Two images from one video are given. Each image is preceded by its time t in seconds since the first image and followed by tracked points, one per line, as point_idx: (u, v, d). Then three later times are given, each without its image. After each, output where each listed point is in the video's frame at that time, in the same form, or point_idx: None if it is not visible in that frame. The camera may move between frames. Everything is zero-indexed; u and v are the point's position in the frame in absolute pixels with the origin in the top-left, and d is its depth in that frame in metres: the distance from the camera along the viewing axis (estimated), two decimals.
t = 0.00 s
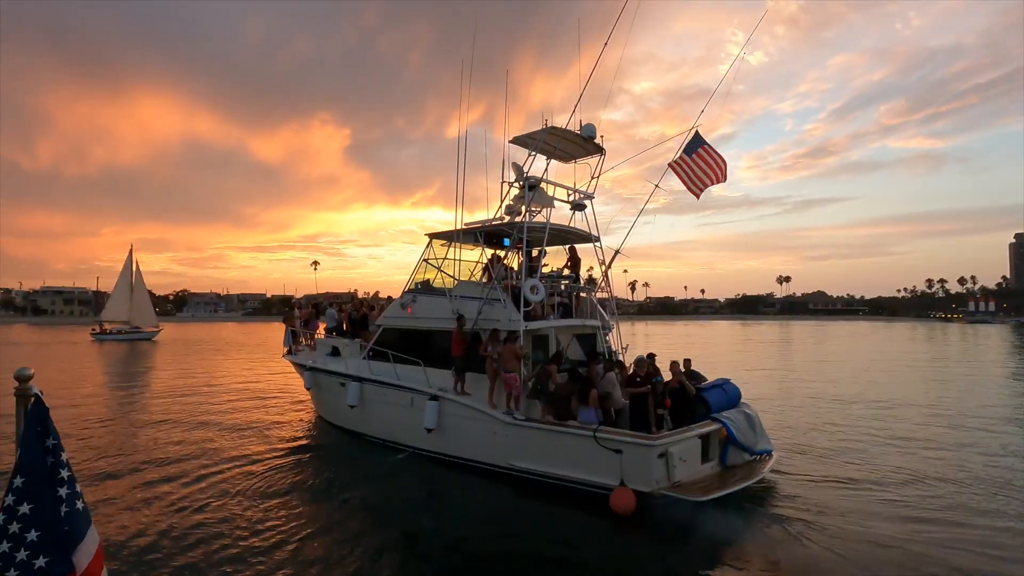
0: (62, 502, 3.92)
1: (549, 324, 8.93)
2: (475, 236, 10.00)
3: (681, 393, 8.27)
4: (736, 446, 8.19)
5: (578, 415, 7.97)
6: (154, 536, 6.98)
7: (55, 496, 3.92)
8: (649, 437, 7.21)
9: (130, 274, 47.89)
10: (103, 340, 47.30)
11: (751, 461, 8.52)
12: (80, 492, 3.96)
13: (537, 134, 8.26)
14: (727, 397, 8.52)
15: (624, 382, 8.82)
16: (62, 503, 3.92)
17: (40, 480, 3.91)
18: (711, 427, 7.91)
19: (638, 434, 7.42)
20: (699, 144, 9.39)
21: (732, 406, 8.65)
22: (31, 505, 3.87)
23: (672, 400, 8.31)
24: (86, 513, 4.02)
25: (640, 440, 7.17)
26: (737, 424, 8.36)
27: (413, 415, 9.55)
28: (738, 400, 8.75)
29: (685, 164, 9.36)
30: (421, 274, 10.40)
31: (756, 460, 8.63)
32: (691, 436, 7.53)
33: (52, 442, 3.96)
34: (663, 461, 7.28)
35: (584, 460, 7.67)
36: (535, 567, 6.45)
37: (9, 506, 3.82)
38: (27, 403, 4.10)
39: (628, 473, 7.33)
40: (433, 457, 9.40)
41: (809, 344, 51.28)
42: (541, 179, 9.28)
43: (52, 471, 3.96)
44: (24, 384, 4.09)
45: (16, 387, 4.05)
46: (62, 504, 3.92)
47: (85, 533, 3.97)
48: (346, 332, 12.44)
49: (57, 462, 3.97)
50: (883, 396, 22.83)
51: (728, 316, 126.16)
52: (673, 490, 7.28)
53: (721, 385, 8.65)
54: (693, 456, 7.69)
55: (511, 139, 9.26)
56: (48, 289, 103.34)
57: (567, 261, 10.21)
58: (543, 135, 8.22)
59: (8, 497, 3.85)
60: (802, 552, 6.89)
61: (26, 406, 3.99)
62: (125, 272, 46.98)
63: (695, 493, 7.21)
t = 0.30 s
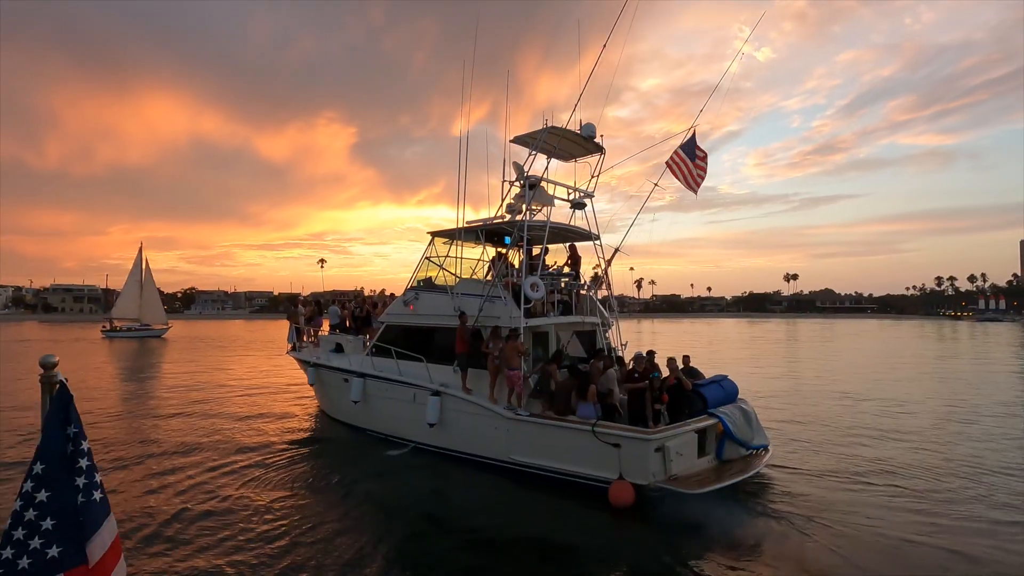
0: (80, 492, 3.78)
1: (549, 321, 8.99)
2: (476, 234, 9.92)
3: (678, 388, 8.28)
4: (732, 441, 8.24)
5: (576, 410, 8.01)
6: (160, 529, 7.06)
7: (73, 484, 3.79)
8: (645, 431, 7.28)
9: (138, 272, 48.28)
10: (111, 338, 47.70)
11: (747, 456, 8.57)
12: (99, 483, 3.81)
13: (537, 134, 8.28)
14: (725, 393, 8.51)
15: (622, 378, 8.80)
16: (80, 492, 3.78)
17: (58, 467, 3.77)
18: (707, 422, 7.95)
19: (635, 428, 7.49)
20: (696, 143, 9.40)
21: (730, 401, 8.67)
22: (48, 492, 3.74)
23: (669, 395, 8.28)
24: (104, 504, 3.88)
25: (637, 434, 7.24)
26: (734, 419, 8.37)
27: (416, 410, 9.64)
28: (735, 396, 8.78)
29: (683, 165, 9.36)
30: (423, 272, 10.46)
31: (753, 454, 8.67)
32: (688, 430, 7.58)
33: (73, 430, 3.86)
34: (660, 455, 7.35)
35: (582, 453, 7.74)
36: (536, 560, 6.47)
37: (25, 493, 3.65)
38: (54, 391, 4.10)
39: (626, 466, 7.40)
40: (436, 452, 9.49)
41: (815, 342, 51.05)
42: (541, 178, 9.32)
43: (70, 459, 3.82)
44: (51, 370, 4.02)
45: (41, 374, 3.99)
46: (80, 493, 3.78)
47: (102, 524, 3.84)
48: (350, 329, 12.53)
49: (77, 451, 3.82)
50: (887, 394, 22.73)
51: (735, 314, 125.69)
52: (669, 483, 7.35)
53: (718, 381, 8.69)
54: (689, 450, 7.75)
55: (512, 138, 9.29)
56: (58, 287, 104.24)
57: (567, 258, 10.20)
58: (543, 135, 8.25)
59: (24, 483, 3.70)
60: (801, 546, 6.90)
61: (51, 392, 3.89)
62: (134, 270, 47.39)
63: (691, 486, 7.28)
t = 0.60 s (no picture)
0: (136, 474, 3.86)
1: (552, 318, 9.05)
2: (481, 233, 10.01)
3: (679, 384, 8.31)
4: (732, 436, 8.28)
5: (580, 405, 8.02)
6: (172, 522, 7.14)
7: (130, 467, 3.86)
8: (646, 425, 7.33)
9: (150, 271, 48.82)
10: (123, 335, 48.28)
11: (747, 451, 8.60)
12: (156, 466, 3.90)
13: (541, 134, 8.30)
14: (726, 388, 8.62)
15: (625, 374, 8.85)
16: (137, 474, 3.85)
17: (118, 450, 3.85)
18: (708, 417, 7.99)
19: (637, 422, 7.55)
20: (698, 143, 9.40)
21: (730, 397, 8.72)
22: (107, 474, 3.80)
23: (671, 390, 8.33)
24: (159, 487, 3.98)
25: (638, 428, 7.30)
26: (734, 414, 8.41)
27: (422, 405, 9.71)
28: (736, 392, 8.83)
29: (684, 165, 9.36)
30: (428, 270, 10.53)
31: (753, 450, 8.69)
32: (689, 424, 7.63)
33: (131, 413, 3.91)
34: (661, 449, 7.41)
35: (585, 447, 7.80)
36: (539, 552, 6.53)
37: (85, 474, 3.72)
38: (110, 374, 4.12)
39: (628, 460, 7.46)
40: (441, 446, 9.57)
41: (825, 340, 50.67)
42: (545, 177, 9.35)
43: (128, 442, 3.90)
44: (106, 355, 4.08)
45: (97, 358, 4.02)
46: (137, 475, 3.86)
47: (158, 506, 3.94)
48: (356, 326, 12.60)
49: (134, 435, 3.90)
50: (898, 393, 22.55)
51: (743, 312, 125.04)
52: (671, 476, 7.40)
53: (718, 377, 8.78)
54: (690, 444, 7.80)
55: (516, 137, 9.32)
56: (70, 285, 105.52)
57: (570, 256, 10.26)
58: (547, 134, 8.27)
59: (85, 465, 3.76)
60: (803, 540, 6.90)
61: (109, 377, 3.98)
62: (145, 267, 47.76)
63: (692, 479, 7.32)
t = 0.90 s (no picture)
0: (205, 445, 3.26)
1: (557, 314, 9.11)
2: (486, 230, 10.11)
3: (682, 379, 8.32)
4: (733, 429, 8.33)
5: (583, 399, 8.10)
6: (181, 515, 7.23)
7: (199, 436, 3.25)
8: (648, 418, 7.40)
9: (161, 269, 49.37)
10: (136, 333, 48.84)
11: (747, 445, 8.65)
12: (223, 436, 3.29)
13: (545, 133, 8.34)
14: (727, 383, 8.60)
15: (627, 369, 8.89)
16: (205, 446, 3.25)
17: (186, 417, 3.23)
18: (709, 411, 8.04)
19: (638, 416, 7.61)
20: (698, 140, 9.41)
21: (732, 392, 8.75)
22: (177, 444, 3.19)
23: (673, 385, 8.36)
24: (227, 460, 3.37)
25: (640, 421, 7.36)
26: (734, 409, 8.46)
27: (428, 400, 9.79)
28: (737, 387, 8.85)
29: (683, 162, 9.41)
30: (435, 266, 10.60)
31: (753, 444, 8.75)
32: (689, 417, 7.68)
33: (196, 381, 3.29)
34: (663, 442, 7.47)
35: (588, 440, 7.87)
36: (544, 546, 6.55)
37: (154, 444, 3.12)
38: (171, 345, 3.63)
39: (630, 453, 7.53)
40: (446, 440, 9.65)
41: (835, 339, 50.38)
42: (549, 175, 9.41)
43: (193, 412, 3.27)
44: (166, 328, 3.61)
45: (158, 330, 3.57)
46: (206, 445, 3.25)
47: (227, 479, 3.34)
48: (362, 323, 12.71)
49: (201, 404, 3.28)
50: (906, 392, 22.42)
51: (750, 311, 124.45)
52: (672, 469, 7.46)
53: (720, 372, 8.77)
54: (691, 437, 7.85)
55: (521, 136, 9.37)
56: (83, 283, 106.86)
57: (574, 254, 10.26)
58: (551, 133, 8.31)
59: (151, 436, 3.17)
60: (807, 534, 6.90)
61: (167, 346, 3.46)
62: (155, 265, 48.24)
63: (693, 471, 7.38)
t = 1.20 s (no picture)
0: (225, 419, 3.17)
1: (557, 310, 9.16)
2: (487, 228, 10.19)
3: (679, 373, 8.39)
4: (730, 423, 8.35)
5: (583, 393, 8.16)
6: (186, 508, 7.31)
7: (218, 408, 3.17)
8: (645, 411, 7.44)
9: (171, 267, 49.82)
10: (147, 329, 49.35)
11: (744, 439, 8.69)
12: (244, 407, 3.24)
13: (546, 131, 8.38)
14: (724, 378, 8.67)
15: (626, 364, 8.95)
16: (225, 418, 3.17)
17: (203, 391, 3.15)
18: (705, 405, 8.07)
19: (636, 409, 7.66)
20: (698, 138, 9.41)
21: (729, 386, 8.79)
22: (198, 418, 3.11)
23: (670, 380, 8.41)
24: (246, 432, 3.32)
25: (637, 414, 7.40)
26: (732, 403, 8.48)
27: (430, 394, 9.88)
28: (735, 382, 8.90)
29: (683, 159, 9.38)
30: (437, 263, 10.67)
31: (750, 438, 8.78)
32: (686, 411, 7.72)
33: (212, 356, 3.21)
34: (660, 435, 7.50)
35: (587, 433, 7.93)
36: (544, 538, 6.57)
37: (175, 418, 3.04)
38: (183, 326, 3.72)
39: (628, 445, 7.58)
40: (448, 434, 9.74)
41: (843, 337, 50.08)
42: (550, 173, 9.45)
43: (212, 387, 3.19)
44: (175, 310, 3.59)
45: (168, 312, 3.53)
46: (226, 417, 3.18)
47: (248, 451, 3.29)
48: (366, 320, 12.80)
49: (219, 378, 3.19)
50: (913, 390, 22.29)
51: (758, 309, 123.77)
52: (670, 462, 7.50)
53: (717, 367, 8.85)
54: (688, 431, 7.89)
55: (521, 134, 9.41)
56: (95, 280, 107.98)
57: (574, 251, 10.31)
58: (552, 131, 8.35)
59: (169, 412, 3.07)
60: (804, 528, 6.93)
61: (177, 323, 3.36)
62: (164, 263, 48.67)
63: (690, 464, 7.42)
